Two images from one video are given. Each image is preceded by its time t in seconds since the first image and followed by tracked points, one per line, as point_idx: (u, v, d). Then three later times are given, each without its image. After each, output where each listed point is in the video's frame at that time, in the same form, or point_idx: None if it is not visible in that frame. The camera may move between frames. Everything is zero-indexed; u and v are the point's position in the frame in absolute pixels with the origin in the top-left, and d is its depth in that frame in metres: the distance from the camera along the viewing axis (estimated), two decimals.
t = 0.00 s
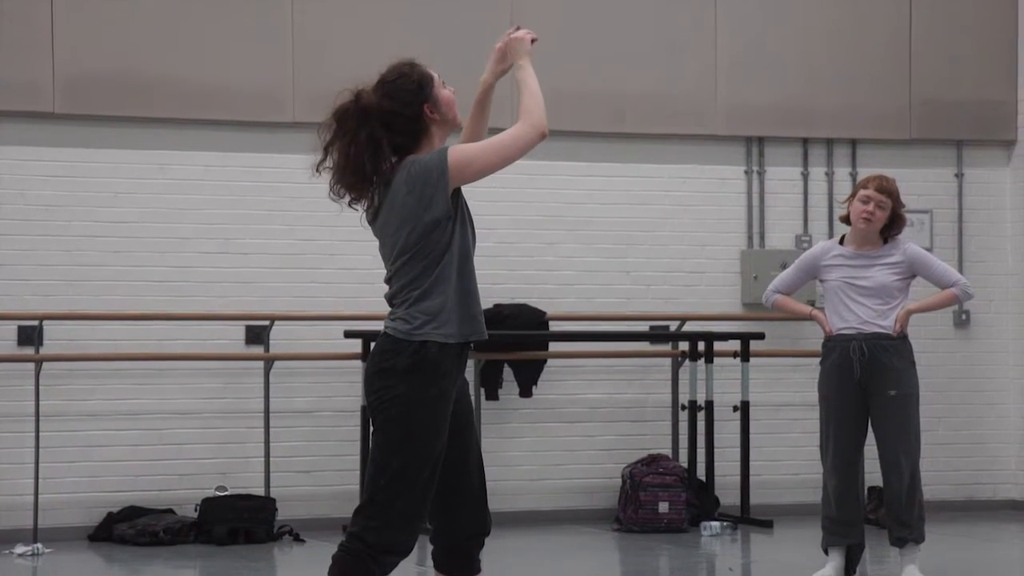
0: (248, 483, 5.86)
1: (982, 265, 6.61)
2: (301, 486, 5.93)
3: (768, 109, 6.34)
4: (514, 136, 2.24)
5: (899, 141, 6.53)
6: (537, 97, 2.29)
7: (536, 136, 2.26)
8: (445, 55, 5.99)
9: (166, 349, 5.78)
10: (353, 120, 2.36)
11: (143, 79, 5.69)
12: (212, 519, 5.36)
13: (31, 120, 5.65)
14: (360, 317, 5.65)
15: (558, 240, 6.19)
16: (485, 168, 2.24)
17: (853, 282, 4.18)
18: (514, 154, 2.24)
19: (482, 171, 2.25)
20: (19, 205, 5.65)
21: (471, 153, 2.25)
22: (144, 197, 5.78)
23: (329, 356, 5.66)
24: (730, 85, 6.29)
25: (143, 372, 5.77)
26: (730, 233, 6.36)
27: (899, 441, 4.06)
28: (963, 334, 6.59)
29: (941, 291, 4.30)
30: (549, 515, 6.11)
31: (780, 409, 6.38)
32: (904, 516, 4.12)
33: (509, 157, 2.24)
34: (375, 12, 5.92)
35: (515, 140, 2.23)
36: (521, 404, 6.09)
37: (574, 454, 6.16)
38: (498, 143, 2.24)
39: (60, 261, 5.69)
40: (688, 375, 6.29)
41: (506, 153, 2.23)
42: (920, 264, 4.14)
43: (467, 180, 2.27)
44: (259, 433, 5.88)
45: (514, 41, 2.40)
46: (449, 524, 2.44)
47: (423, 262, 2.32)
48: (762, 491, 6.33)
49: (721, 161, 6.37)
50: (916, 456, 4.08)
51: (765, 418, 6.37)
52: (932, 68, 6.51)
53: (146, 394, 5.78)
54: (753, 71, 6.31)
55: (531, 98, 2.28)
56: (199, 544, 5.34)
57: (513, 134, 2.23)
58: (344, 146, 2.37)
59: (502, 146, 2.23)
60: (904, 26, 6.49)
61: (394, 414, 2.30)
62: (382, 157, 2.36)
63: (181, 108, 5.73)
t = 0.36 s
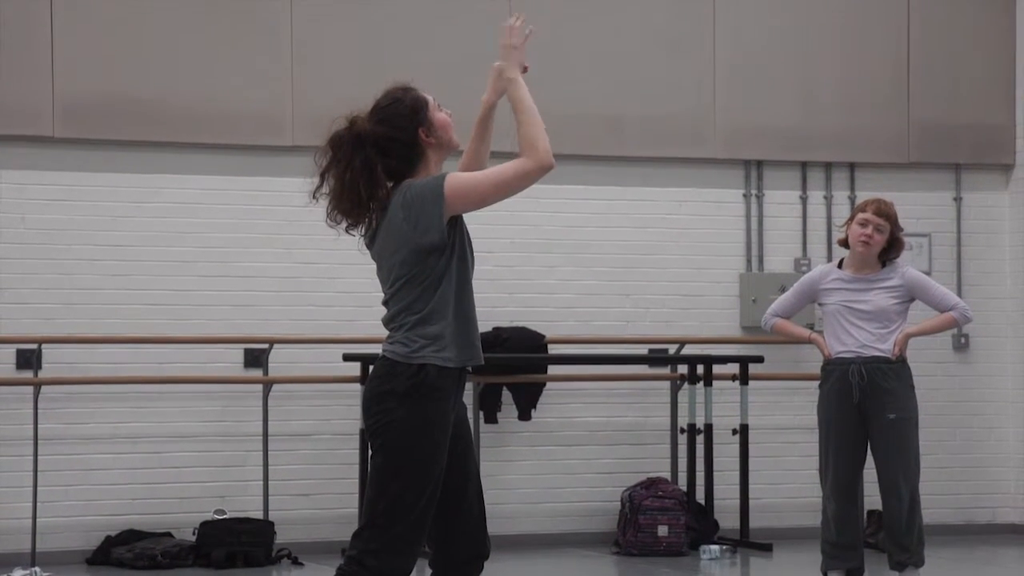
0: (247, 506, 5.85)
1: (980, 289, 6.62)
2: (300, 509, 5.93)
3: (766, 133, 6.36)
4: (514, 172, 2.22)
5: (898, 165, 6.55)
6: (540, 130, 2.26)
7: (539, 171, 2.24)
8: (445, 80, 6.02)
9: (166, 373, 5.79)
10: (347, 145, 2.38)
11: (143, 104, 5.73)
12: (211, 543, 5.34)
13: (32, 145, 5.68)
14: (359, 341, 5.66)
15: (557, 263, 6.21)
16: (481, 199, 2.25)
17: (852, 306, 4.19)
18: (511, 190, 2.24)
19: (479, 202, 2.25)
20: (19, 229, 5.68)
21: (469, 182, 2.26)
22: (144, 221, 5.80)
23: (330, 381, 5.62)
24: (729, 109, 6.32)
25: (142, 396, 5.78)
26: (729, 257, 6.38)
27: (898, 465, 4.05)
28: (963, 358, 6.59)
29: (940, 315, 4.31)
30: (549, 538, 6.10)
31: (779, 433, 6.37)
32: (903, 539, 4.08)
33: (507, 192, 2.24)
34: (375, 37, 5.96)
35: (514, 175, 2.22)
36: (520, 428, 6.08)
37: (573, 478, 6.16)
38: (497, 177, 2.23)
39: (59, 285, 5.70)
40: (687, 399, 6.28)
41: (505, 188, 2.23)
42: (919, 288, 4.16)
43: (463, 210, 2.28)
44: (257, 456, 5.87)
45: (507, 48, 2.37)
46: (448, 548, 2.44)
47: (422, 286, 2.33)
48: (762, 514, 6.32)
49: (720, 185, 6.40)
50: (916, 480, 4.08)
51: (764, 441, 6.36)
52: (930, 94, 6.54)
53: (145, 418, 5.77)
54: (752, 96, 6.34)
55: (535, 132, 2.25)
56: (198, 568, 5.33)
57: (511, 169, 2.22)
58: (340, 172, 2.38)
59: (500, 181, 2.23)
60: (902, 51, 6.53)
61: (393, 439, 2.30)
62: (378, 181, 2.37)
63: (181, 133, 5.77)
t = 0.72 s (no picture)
0: (247, 524, 5.85)
1: (981, 306, 6.63)
2: (300, 527, 5.92)
3: (766, 151, 6.38)
4: (508, 178, 2.18)
5: (898, 182, 6.57)
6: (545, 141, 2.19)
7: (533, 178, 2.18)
8: (446, 99, 6.05)
9: (166, 390, 5.79)
10: (346, 164, 2.40)
11: (144, 122, 5.75)
12: (210, 560, 5.32)
13: (33, 163, 5.71)
14: (358, 358, 5.66)
15: (557, 280, 6.22)
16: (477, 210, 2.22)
17: (852, 323, 4.20)
18: (506, 198, 2.19)
19: (475, 212, 2.22)
20: (19, 247, 5.70)
21: (464, 193, 2.23)
22: (144, 239, 5.82)
23: (329, 399, 5.60)
24: (729, 127, 6.33)
25: (142, 413, 5.78)
26: (728, 274, 6.39)
27: (898, 483, 4.03)
28: (963, 376, 6.58)
29: (940, 332, 4.32)
30: (549, 556, 6.09)
31: (780, 450, 6.37)
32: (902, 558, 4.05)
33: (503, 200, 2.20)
34: (376, 56, 5.98)
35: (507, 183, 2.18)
36: (520, 445, 6.08)
37: (573, 496, 6.15)
38: (490, 184, 2.20)
39: (59, 303, 5.73)
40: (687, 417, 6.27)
41: (498, 195, 2.19)
42: (919, 306, 4.16)
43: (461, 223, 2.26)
44: (257, 473, 5.87)
45: (551, 57, 2.30)
46: (449, 566, 2.44)
47: (422, 304, 2.34)
48: (762, 532, 6.31)
49: (720, 203, 6.42)
50: (917, 498, 4.06)
51: (764, 459, 6.35)
52: (929, 112, 6.56)
53: (144, 435, 5.78)
54: (752, 114, 6.36)
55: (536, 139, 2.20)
56: None
57: (504, 176, 2.18)
58: (339, 192, 2.41)
59: (494, 189, 2.19)
60: (902, 69, 6.55)
61: (395, 456, 2.30)
62: (377, 200, 2.39)
63: (182, 151, 5.79)
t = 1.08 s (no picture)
0: (247, 548, 5.84)
1: (980, 330, 6.63)
2: (300, 551, 5.91)
3: (766, 175, 6.40)
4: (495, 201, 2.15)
5: (898, 206, 6.58)
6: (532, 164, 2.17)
7: (520, 202, 2.16)
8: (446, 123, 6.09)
9: (166, 414, 5.80)
10: (339, 191, 2.42)
11: (146, 146, 5.78)
12: None
13: (34, 186, 5.74)
14: (358, 382, 5.67)
15: (557, 303, 6.24)
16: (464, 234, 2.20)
17: (853, 347, 4.20)
18: (492, 219, 2.16)
19: (465, 236, 2.20)
20: (19, 271, 5.72)
21: (453, 217, 2.22)
22: (145, 262, 5.85)
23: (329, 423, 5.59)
24: (728, 152, 6.36)
25: (142, 437, 5.77)
26: (728, 297, 6.40)
27: (899, 507, 4.04)
28: (964, 400, 6.57)
29: (941, 356, 4.31)
30: None
31: (780, 474, 6.36)
32: None
33: (489, 223, 2.17)
34: (377, 81, 6.02)
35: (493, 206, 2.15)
36: (520, 469, 6.08)
37: (573, 519, 6.15)
38: (478, 207, 2.18)
39: (60, 326, 5.74)
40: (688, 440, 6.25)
41: (484, 218, 2.16)
42: (920, 330, 4.14)
43: (451, 249, 2.25)
44: (257, 497, 5.87)
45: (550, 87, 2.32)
46: None
47: (417, 329, 2.35)
48: (762, 556, 6.29)
49: (720, 227, 6.44)
50: (917, 522, 4.06)
51: (765, 483, 6.34)
52: (928, 136, 6.58)
53: (144, 459, 5.77)
54: (752, 138, 6.39)
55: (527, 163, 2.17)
56: None
57: (491, 200, 2.16)
58: (334, 217, 2.43)
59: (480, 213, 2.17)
60: (901, 92, 6.57)
61: (396, 480, 2.30)
62: (371, 226, 2.43)
63: (184, 175, 5.82)
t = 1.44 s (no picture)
0: (246, 568, 5.84)
1: (980, 350, 6.64)
2: (299, 571, 5.91)
3: (766, 195, 6.42)
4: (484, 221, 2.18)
5: (897, 226, 6.60)
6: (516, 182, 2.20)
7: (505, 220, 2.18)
8: (447, 143, 6.11)
9: (166, 434, 5.80)
10: (335, 212, 2.46)
11: (147, 167, 5.81)
12: None
13: (35, 206, 5.77)
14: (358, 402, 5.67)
15: (556, 323, 6.25)
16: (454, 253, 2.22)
17: (853, 367, 4.20)
18: (482, 239, 2.19)
19: (453, 257, 2.22)
20: (20, 290, 5.74)
21: (441, 237, 2.24)
22: (146, 282, 5.86)
23: (329, 443, 5.58)
24: (727, 172, 6.38)
25: (142, 457, 5.77)
26: (728, 317, 6.42)
27: (899, 527, 4.04)
28: (964, 420, 6.57)
29: (941, 376, 4.31)
30: None
31: (780, 494, 6.34)
32: None
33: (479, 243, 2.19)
34: (379, 102, 6.05)
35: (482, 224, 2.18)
36: (520, 489, 6.07)
37: (573, 539, 6.14)
38: (466, 227, 2.20)
39: (60, 346, 5.76)
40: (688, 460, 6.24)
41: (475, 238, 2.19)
42: (919, 350, 4.14)
43: (441, 270, 2.26)
44: (257, 517, 5.86)
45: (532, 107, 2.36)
46: None
47: (412, 349, 2.36)
48: None
49: (720, 246, 6.45)
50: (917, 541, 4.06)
51: (765, 503, 6.34)
52: (927, 156, 6.60)
53: (144, 479, 5.76)
54: (752, 159, 6.41)
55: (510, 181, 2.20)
56: None
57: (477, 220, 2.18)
58: (330, 237, 2.46)
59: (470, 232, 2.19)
60: (900, 113, 6.60)
61: (394, 499, 2.31)
62: (366, 247, 2.45)
63: (186, 195, 5.84)
